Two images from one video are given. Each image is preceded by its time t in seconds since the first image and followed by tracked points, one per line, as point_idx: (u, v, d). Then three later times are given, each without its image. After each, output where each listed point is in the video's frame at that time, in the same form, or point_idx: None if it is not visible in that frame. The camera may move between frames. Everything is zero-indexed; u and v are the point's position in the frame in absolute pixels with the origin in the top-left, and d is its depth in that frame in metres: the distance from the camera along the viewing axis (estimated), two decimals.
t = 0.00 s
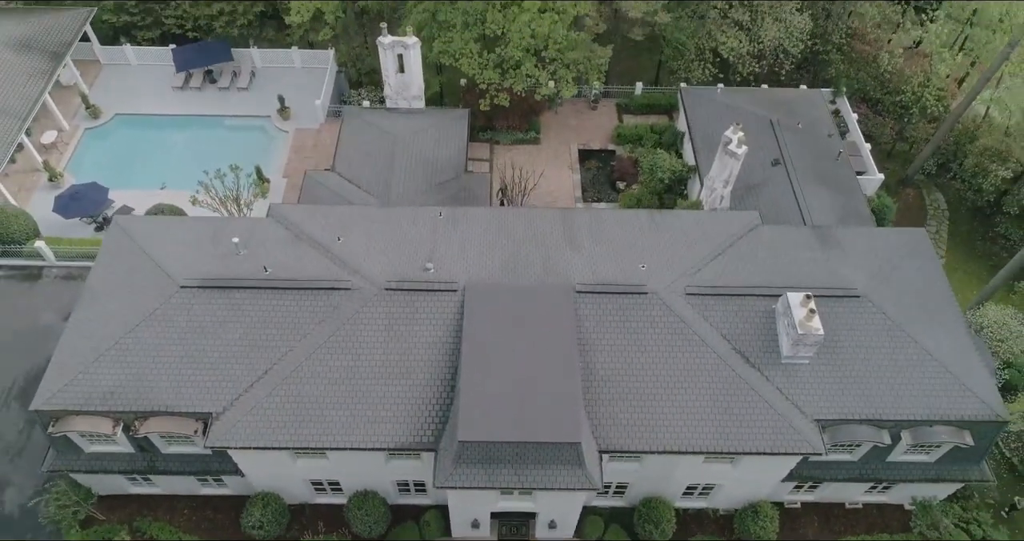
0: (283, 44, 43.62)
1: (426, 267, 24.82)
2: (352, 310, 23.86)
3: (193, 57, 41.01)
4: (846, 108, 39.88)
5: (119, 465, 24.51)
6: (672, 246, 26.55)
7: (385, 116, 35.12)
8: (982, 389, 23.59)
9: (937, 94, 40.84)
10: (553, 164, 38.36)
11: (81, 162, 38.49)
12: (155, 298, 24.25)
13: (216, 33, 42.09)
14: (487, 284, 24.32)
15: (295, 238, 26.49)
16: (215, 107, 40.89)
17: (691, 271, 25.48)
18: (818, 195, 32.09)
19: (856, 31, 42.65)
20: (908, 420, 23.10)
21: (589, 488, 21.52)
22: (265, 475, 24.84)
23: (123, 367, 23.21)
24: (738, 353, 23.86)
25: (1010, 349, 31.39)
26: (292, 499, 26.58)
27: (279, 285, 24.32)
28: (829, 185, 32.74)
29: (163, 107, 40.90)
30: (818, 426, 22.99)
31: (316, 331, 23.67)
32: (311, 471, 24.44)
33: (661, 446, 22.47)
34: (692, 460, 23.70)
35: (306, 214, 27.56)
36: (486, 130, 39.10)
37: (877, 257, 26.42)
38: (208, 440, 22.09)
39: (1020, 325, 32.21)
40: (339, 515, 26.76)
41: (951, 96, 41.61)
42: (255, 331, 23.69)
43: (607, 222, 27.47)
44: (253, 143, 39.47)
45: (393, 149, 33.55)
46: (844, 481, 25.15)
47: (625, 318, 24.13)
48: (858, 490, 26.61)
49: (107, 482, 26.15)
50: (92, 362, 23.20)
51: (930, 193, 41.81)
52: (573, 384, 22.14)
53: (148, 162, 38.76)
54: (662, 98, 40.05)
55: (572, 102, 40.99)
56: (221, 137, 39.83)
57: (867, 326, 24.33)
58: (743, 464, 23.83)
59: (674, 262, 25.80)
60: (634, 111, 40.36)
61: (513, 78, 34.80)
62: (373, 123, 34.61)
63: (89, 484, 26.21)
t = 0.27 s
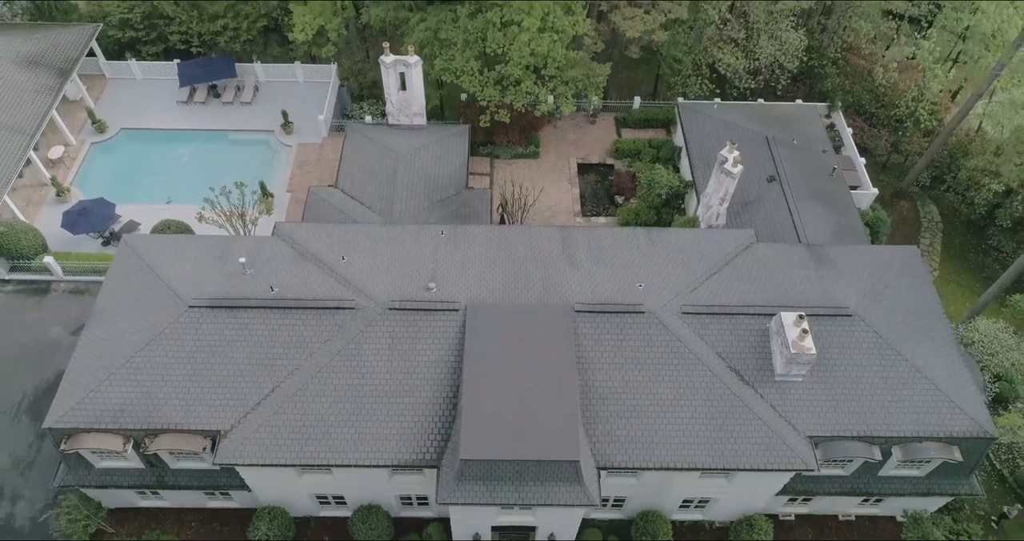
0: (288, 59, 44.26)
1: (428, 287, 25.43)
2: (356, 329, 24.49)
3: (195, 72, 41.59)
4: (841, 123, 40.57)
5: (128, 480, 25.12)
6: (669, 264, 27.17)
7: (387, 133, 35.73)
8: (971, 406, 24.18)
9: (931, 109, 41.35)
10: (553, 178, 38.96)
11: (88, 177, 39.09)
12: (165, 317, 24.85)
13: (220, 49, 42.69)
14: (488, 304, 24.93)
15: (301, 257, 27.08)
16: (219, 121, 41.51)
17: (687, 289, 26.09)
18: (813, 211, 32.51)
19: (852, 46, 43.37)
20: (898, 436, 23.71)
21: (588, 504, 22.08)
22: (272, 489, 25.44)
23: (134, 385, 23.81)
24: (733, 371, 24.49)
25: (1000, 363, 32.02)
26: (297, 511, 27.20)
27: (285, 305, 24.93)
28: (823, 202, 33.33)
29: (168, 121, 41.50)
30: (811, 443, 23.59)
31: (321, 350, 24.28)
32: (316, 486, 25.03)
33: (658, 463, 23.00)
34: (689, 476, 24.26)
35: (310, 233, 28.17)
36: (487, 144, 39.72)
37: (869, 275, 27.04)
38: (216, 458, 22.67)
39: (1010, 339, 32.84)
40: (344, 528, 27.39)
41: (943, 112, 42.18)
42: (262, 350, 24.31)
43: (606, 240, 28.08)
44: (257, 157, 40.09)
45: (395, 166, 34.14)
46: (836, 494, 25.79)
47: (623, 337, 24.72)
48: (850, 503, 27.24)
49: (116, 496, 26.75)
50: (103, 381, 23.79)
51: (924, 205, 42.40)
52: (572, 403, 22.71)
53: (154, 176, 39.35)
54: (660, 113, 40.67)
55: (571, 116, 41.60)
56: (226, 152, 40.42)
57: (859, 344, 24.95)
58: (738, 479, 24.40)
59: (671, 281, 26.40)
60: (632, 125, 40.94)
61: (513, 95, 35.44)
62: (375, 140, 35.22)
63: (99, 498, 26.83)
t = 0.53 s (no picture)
0: (294, 73, 45.04)
1: (431, 304, 26.25)
2: (362, 346, 25.32)
3: (202, 85, 42.47)
4: (835, 137, 41.43)
5: (141, 491, 25.94)
6: (665, 280, 27.98)
7: (391, 148, 36.53)
8: (957, 420, 24.97)
9: (924, 122, 41.79)
10: (552, 192, 39.74)
11: (97, 190, 39.92)
12: (176, 334, 25.67)
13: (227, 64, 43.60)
14: (490, 320, 25.74)
15: (308, 274, 27.88)
16: (225, 135, 42.31)
17: (683, 306, 26.91)
18: (806, 226, 33.28)
19: (847, 57, 42.91)
20: (886, 449, 24.49)
21: (586, 515, 22.89)
22: (280, 500, 26.23)
23: (147, 400, 24.63)
24: (727, 386, 25.29)
25: (988, 376, 32.71)
26: (304, 521, 27.99)
27: (293, 322, 25.75)
28: (816, 217, 34.10)
29: (175, 135, 42.32)
30: (802, 456, 24.39)
31: (328, 366, 25.11)
32: (323, 497, 25.84)
33: (654, 475, 23.80)
34: (683, 488, 25.07)
35: (317, 250, 28.96)
36: (488, 157, 40.54)
37: (859, 291, 27.84)
38: (227, 470, 23.49)
39: (998, 350, 33.52)
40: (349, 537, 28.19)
41: (937, 125, 42.54)
42: (272, 366, 25.15)
43: (604, 257, 28.88)
44: (262, 170, 40.90)
45: (398, 182, 34.91)
46: (827, 505, 26.59)
47: (620, 353, 25.54)
48: (841, 513, 28.03)
49: (128, 506, 27.56)
50: (117, 396, 24.61)
51: (917, 216, 43.15)
52: (571, 418, 23.50)
53: (161, 189, 40.15)
54: (658, 127, 41.41)
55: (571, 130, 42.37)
56: (232, 165, 41.23)
57: (849, 360, 25.76)
58: (731, 491, 25.20)
59: (667, 297, 27.21)
60: (631, 139, 41.70)
61: (514, 111, 36.18)
62: (379, 155, 36.01)
63: (112, 507, 27.65)
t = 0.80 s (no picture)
0: (300, 85, 45.97)
1: (437, 315, 27.17)
2: (371, 356, 26.25)
3: (211, 97, 43.44)
4: (830, 148, 42.35)
5: (157, 495, 26.85)
6: (663, 292, 28.91)
7: (396, 160, 37.46)
8: (945, 429, 25.87)
9: (917, 134, 42.81)
10: (554, 202, 40.65)
11: (108, 200, 40.85)
12: (192, 344, 26.61)
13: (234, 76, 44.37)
14: (494, 332, 26.66)
15: (317, 285, 28.82)
16: (234, 146, 43.24)
17: (681, 317, 27.85)
18: (801, 238, 34.18)
19: (841, 70, 43.96)
20: (876, 457, 25.39)
21: (587, 520, 23.80)
22: (290, 504, 27.13)
23: (163, 409, 25.55)
24: (722, 395, 26.22)
25: (978, 382, 33.38)
26: (314, 525, 28.90)
27: (304, 333, 26.70)
28: (811, 228, 35.00)
29: (185, 146, 43.26)
30: (795, 463, 25.30)
31: (338, 376, 26.04)
32: (332, 502, 26.75)
33: (652, 482, 24.70)
34: (681, 493, 25.98)
35: (326, 261, 29.91)
36: (491, 168, 41.47)
37: (851, 303, 28.77)
38: (241, 477, 24.39)
39: (988, 357, 34.35)
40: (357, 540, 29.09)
41: (929, 136, 43.79)
42: (284, 376, 26.10)
43: (604, 269, 29.82)
44: (270, 180, 41.79)
45: (404, 194, 35.81)
46: (820, 510, 27.50)
47: (619, 363, 26.47)
48: (834, 517, 28.94)
49: (144, 510, 28.47)
50: (134, 404, 25.53)
51: (911, 225, 43.99)
52: (572, 427, 24.42)
53: (171, 199, 41.05)
54: (657, 138, 42.32)
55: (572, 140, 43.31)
56: (240, 175, 42.14)
57: (840, 370, 26.69)
58: (727, 496, 26.12)
59: (665, 309, 28.15)
60: (630, 149, 42.61)
61: (517, 124, 37.03)
62: (385, 168, 36.93)
63: (128, 511, 28.56)
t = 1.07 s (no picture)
0: (304, 95, 46.79)
1: (439, 324, 27.97)
2: (375, 364, 27.05)
3: (215, 106, 44.03)
4: (824, 157, 43.16)
5: (167, 499, 27.63)
6: (659, 301, 29.71)
7: (399, 170, 38.27)
8: (933, 435, 26.64)
9: (910, 143, 43.58)
10: (553, 210, 41.44)
11: (116, 209, 41.63)
12: (201, 353, 27.41)
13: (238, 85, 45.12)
14: (495, 340, 27.46)
15: (323, 295, 29.61)
16: (239, 155, 44.03)
17: (676, 326, 28.64)
18: (794, 247, 34.95)
19: (837, 82, 44.90)
20: (865, 462, 26.15)
21: (584, 524, 24.58)
22: (296, 508, 27.91)
23: (174, 416, 26.34)
24: (716, 402, 27.01)
25: (967, 389, 34.27)
26: (319, 528, 29.66)
27: (310, 342, 27.50)
28: (805, 237, 35.78)
29: (191, 155, 44.05)
30: (786, 468, 26.08)
31: (343, 383, 26.83)
32: (337, 505, 27.51)
33: (648, 487, 25.46)
34: (676, 498, 26.76)
35: (331, 271, 30.70)
36: (492, 177, 42.26)
37: (842, 312, 29.56)
38: (250, 482, 25.16)
39: (977, 363, 35.09)
40: None
41: (922, 145, 44.73)
42: (290, 384, 26.90)
43: (602, 278, 30.61)
44: (275, 189, 42.58)
45: (406, 203, 36.62)
46: (811, 513, 28.28)
47: (617, 371, 27.26)
48: (825, 520, 29.70)
49: (153, 514, 29.25)
50: (146, 411, 26.33)
51: (905, 232, 44.71)
52: (570, 433, 25.20)
53: (177, 207, 41.82)
54: (655, 147, 43.07)
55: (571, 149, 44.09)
56: (245, 184, 42.93)
57: (831, 378, 27.49)
58: (721, 501, 26.89)
59: (661, 318, 28.95)
60: (628, 158, 43.38)
61: (518, 135, 37.75)
62: (387, 178, 37.71)
63: (138, 515, 29.34)
